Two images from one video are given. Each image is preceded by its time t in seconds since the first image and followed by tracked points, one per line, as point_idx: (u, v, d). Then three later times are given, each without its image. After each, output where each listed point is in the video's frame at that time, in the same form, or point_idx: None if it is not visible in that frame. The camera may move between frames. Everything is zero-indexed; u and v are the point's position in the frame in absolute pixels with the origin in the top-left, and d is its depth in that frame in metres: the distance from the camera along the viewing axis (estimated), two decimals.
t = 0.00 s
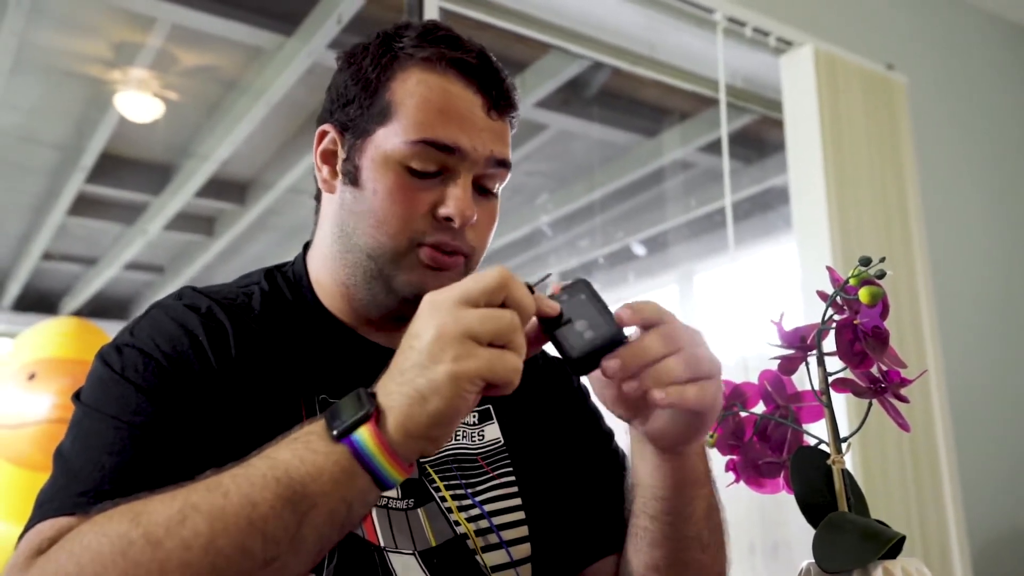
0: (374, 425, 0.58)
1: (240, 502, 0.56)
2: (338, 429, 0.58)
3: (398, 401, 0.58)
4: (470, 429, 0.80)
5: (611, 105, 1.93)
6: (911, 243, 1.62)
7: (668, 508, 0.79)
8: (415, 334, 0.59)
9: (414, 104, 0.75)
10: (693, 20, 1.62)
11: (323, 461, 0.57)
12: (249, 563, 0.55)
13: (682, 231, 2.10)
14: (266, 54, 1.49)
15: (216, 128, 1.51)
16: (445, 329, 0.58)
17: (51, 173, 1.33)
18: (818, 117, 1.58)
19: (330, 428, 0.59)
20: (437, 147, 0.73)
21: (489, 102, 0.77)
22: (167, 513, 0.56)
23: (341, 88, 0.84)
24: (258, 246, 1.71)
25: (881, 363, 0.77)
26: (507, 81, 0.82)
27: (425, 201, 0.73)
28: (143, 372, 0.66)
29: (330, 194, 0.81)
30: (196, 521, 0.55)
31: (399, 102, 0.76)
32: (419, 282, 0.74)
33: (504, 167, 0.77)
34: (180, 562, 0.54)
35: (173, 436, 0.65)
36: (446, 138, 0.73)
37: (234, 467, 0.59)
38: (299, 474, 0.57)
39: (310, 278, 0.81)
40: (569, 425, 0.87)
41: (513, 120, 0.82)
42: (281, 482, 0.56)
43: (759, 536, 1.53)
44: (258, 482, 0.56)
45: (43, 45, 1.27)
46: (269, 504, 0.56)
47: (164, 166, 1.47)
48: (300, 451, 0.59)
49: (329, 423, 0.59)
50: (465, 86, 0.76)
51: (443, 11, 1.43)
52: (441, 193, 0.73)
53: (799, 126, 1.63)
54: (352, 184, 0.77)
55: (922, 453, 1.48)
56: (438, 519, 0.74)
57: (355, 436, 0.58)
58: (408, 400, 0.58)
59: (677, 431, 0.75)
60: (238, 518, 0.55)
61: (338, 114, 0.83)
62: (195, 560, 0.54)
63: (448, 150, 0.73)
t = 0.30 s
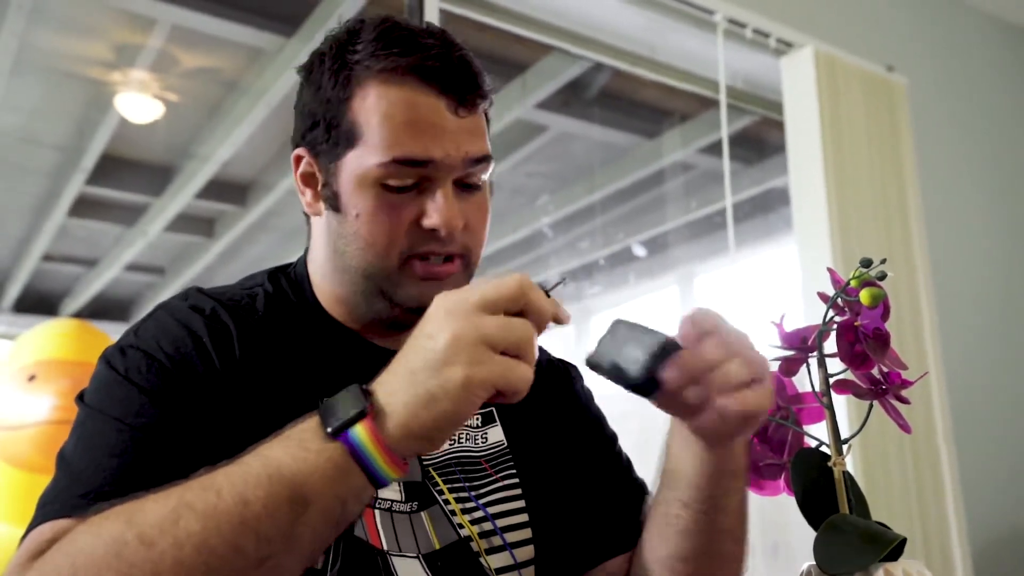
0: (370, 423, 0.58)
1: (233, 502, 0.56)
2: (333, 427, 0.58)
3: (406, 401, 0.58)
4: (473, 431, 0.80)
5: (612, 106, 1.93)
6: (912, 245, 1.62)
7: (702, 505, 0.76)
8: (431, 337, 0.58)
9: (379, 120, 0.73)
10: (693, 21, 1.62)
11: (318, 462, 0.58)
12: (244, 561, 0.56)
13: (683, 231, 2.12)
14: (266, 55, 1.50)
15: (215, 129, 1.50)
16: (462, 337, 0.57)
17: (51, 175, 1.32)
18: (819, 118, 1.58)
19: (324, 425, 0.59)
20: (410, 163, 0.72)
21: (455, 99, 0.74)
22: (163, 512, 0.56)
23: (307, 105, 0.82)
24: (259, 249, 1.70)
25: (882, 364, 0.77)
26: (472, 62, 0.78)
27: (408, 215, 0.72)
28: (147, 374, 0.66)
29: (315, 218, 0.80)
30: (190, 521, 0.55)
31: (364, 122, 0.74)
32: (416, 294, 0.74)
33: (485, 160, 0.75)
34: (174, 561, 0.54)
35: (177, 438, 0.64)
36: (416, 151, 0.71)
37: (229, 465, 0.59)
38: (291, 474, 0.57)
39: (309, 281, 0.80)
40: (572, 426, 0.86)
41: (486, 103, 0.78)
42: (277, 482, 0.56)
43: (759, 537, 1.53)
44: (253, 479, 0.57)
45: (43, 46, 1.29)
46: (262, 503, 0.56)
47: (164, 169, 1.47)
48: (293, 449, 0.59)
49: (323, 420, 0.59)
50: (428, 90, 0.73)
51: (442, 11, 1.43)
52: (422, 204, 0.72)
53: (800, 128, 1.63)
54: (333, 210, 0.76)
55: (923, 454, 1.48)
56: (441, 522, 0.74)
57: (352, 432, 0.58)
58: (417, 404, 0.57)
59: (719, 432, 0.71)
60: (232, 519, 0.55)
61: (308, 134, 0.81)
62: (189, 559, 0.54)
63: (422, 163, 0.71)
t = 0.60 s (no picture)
0: (351, 406, 0.51)
1: (223, 510, 0.50)
2: (311, 413, 0.51)
3: (410, 425, 0.51)
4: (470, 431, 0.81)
5: (612, 107, 1.93)
6: (912, 245, 1.62)
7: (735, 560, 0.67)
8: (446, 382, 0.49)
9: (365, 117, 0.73)
10: (693, 21, 1.62)
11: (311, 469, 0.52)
12: (243, 568, 0.52)
13: (682, 232, 2.15)
14: (266, 56, 1.43)
15: (215, 130, 1.48)
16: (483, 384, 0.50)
17: (52, 174, 1.36)
18: (819, 118, 1.58)
19: (305, 415, 0.52)
20: (396, 160, 0.71)
21: (442, 95, 0.73)
22: (146, 517, 0.51)
23: (296, 105, 0.82)
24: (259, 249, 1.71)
25: (881, 364, 0.76)
26: (459, 59, 0.78)
27: (395, 212, 0.72)
28: (141, 375, 0.66)
29: (306, 217, 0.80)
30: (175, 527, 0.50)
31: (350, 119, 0.73)
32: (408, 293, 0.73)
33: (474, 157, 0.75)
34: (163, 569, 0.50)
35: (173, 439, 0.64)
36: (403, 148, 0.71)
37: (210, 459, 0.53)
38: (284, 482, 0.51)
39: (303, 281, 0.80)
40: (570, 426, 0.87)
41: (473, 99, 0.78)
42: (271, 491, 0.51)
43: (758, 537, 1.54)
44: (240, 483, 0.51)
45: (44, 47, 1.25)
46: (256, 511, 0.51)
47: (165, 169, 1.48)
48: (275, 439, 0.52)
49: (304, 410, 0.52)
50: (414, 87, 0.73)
51: (442, 12, 1.43)
52: (410, 202, 0.72)
53: (800, 129, 1.63)
54: (321, 209, 0.76)
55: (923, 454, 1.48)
56: (437, 522, 0.74)
57: (360, 459, 0.51)
58: (421, 430, 0.51)
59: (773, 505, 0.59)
60: (226, 528, 0.51)
61: (296, 134, 0.81)
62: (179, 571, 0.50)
63: (409, 160, 0.71)
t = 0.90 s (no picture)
0: (355, 401, 0.51)
1: (225, 507, 0.50)
2: (315, 408, 0.51)
3: (414, 418, 0.51)
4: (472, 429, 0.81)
5: (613, 104, 1.93)
6: (914, 243, 1.61)
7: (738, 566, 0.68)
8: (448, 371, 0.49)
9: (375, 120, 0.72)
10: (694, 19, 1.62)
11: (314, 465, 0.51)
12: (246, 564, 0.52)
13: (685, 231, 2.09)
14: (267, 53, 1.45)
15: (216, 128, 1.48)
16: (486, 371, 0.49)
17: (51, 175, 1.34)
18: (820, 115, 1.58)
19: (311, 409, 0.52)
20: (406, 165, 0.71)
21: (452, 100, 0.73)
22: (148, 515, 0.51)
23: (302, 103, 0.81)
24: (260, 248, 1.70)
25: (884, 361, 0.76)
26: (470, 62, 0.77)
27: (403, 217, 0.72)
28: (143, 372, 0.66)
29: (310, 217, 0.80)
30: (180, 525, 0.50)
31: (359, 122, 0.73)
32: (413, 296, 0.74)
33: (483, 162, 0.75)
34: (168, 566, 0.50)
35: (174, 437, 0.64)
36: (413, 154, 0.71)
37: (212, 455, 0.53)
38: (288, 478, 0.51)
39: (305, 278, 0.80)
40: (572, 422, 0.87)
41: (483, 104, 0.77)
42: (275, 487, 0.51)
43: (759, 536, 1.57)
44: (242, 480, 0.51)
45: (44, 45, 1.26)
46: (258, 508, 0.51)
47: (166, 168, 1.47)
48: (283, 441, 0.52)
49: (310, 405, 0.52)
50: (425, 90, 0.72)
51: (443, 9, 1.43)
52: (418, 206, 0.72)
53: (801, 126, 1.63)
54: (328, 210, 0.76)
55: (925, 451, 1.48)
56: (439, 520, 0.73)
57: (365, 454, 0.51)
58: (425, 422, 0.51)
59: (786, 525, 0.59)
60: (229, 525, 0.51)
61: (303, 132, 0.81)
62: (181, 568, 0.50)
63: (419, 166, 0.71)
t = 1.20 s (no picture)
0: (351, 396, 0.51)
1: (222, 502, 0.50)
2: (311, 403, 0.52)
3: (408, 413, 0.52)
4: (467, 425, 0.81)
5: (610, 102, 1.93)
6: (912, 239, 1.61)
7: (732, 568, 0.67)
8: (441, 361, 0.50)
9: (388, 132, 0.71)
10: (692, 16, 1.61)
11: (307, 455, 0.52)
12: (243, 560, 0.51)
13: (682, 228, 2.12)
14: (263, 51, 1.44)
15: (213, 127, 1.48)
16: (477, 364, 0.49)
17: (49, 172, 1.35)
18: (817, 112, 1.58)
19: (306, 406, 0.52)
20: (418, 178, 0.71)
21: (465, 113, 0.72)
22: (145, 512, 0.51)
23: (312, 107, 0.80)
24: (258, 246, 1.69)
25: (878, 356, 0.76)
26: (485, 74, 0.77)
27: (413, 227, 0.72)
28: (138, 368, 0.66)
29: (315, 221, 0.79)
30: (176, 522, 0.50)
31: (371, 132, 0.72)
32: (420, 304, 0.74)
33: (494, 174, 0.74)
34: (165, 564, 0.50)
35: (169, 435, 0.64)
36: (425, 167, 0.70)
37: (207, 453, 0.53)
38: (285, 474, 0.51)
39: (304, 274, 0.80)
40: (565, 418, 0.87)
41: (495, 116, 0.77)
42: (272, 482, 0.51)
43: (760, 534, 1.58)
44: (235, 474, 0.51)
45: (43, 45, 1.26)
46: (253, 503, 0.51)
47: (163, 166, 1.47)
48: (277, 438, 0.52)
49: (306, 402, 0.52)
50: (439, 103, 0.72)
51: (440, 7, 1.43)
52: (429, 217, 0.72)
53: (798, 124, 1.63)
54: (336, 217, 0.75)
55: (922, 447, 1.48)
56: (434, 517, 0.74)
57: (360, 448, 0.52)
58: (422, 415, 0.52)
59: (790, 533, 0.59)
60: (226, 522, 0.50)
61: (311, 136, 0.80)
62: (177, 564, 0.50)
63: (431, 179, 0.71)
